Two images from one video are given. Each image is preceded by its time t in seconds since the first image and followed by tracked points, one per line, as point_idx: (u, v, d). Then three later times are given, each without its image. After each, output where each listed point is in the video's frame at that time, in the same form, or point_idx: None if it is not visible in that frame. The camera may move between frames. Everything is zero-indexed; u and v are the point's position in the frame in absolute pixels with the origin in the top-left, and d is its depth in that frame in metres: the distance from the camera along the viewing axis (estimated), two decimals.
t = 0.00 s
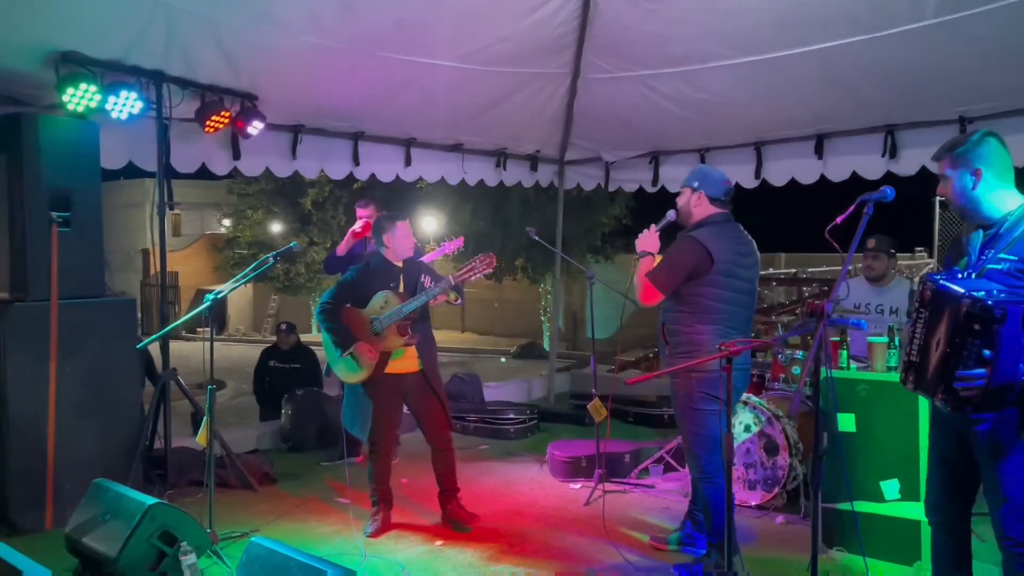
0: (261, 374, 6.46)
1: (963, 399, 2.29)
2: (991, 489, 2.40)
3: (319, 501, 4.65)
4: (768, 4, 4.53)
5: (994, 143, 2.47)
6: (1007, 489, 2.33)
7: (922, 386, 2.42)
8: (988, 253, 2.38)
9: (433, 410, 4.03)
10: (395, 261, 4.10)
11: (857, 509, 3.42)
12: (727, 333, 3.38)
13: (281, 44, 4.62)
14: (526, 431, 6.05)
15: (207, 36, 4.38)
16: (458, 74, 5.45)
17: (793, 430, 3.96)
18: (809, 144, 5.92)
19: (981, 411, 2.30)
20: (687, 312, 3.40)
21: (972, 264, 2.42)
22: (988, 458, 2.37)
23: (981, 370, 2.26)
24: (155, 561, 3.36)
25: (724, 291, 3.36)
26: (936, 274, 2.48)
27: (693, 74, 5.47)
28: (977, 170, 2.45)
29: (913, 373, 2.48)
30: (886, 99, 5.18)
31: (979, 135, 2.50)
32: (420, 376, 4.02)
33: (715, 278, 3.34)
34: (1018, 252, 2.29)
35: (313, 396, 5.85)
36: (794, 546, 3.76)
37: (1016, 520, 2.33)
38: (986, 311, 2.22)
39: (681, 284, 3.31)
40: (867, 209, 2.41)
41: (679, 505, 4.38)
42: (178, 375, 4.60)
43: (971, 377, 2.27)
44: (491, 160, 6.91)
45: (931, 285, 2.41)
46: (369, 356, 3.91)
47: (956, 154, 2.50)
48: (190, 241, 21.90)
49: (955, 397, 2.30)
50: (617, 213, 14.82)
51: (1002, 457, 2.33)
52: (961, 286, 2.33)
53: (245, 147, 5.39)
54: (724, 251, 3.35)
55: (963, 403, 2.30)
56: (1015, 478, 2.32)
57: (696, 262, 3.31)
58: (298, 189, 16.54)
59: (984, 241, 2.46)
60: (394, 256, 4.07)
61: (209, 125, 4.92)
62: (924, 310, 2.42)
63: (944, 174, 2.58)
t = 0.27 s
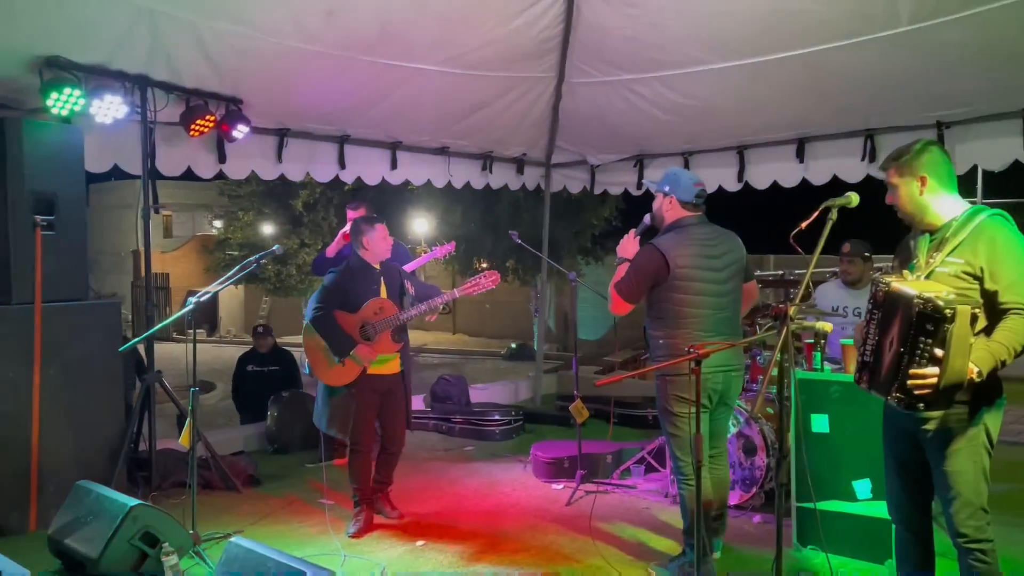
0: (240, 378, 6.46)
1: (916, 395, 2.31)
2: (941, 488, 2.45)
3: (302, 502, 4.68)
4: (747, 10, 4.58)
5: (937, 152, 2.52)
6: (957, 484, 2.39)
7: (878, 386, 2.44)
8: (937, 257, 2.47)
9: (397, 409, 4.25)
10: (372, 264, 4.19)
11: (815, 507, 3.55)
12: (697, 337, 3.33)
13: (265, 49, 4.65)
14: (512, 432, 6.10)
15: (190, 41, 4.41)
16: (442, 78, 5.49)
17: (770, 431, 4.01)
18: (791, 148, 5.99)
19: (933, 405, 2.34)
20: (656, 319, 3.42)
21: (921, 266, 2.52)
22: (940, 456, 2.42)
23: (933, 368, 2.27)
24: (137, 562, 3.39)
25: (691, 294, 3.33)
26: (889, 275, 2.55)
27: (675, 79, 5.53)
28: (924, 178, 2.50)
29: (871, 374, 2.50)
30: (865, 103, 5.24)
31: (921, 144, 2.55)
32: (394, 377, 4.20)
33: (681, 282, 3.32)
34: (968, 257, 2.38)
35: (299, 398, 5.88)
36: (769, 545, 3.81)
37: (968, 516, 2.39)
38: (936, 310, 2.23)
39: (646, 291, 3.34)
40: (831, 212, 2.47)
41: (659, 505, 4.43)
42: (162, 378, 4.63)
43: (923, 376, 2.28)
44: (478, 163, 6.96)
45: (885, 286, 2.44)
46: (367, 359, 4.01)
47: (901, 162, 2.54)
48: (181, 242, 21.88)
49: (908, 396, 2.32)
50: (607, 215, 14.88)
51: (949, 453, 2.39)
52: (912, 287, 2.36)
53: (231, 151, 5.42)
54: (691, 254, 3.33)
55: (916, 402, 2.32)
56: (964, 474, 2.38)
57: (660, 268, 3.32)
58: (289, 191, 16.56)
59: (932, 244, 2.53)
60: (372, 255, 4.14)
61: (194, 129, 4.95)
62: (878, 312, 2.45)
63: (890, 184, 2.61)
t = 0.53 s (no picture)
0: (214, 387, 6.43)
1: (884, 399, 2.35)
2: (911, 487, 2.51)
3: (287, 505, 4.69)
4: (729, 17, 4.63)
5: (901, 160, 2.56)
6: (927, 484, 2.43)
7: (843, 389, 2.48)
8: (901, 262, 2.51)
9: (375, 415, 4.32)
10: (367, 268, 4.20)
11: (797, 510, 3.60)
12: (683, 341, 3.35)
13: (249, 53, 4.67)
14: (496, 435, 6.12)
15: (175, 45, 4.41)
16: (426, 83, 5.52)
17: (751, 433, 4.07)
18: (773, 153, 6.05)
19: (899, 409, 2.39)
20: (645, 323, 3.45)
21: (887, 274, 2.55)
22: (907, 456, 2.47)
23: (900, 372, 2.31)
24: (119, 566, 3.39)
25: (678, 299, 3.35)
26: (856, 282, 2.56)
27: (659, 84, 5.58)
28: (889, 186, 2.54)
29: (836, 377, 2.54)
30: (845, 110, 5.31)
31: (884, 153, 2.59)
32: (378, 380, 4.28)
33: (668, 286, 3.35)
34: (931, 260, 2.42)
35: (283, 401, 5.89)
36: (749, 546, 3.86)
37: (939, 515, 2.43)
38: (902, 316, 2.27)
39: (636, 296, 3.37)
40: (806, 219, 2.50)
41: (642, 507, 4.47)
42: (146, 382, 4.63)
43: (890, 380, 2.32)
44: (463, 167, 6.98)
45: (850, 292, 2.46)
46: (370, 360, 4.11)
47: (867, 171, 2.58)
48: (166, 245, 21.81)
49: (876, 400, 2.36)
50: (593, 218, 14.93)
51: (916, 455, 2.45)
52: (878, 294, 2.39)
53: (215, 155, 5.43)
54: (678, 259, 3.36)
55: (883, 405, 2.36)
56: (932, 475, 2.42)
57: (648, 273, 3.35)
58: (274, 193, 16.53)
59: (898, 251, 2.57)
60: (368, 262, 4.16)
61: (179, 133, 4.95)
62: (843, 318, 2.48)
63: (856, 192, 2.65)
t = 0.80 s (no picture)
0: (189, 394, 6.40)
1: (870, 404, 2.33)
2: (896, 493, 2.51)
3: (273, 512, 4.66)
4: (715, 24, 4.67)
5: (885, 169, 2.58)
6: (914, 488, 2.44)
7: (831, 396, 2.47)
8: (884, 268, 2.53)
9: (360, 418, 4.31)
10: (356, 273, 4.18)
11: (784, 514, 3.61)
12: (685, 343, 3.35)
13: (235, 56, 4.64)
14: (483, 440, 6.12)
15: (160, 48, 4.38)
16: (412, 87, 5.51)
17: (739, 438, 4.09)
18: (758, 159, 6.10)
19: (884, 414, 2.36)
20: (647, 323, 3.43)
21: (870, 280, 2.56)
22: (893, 460, 2.49)
23: (885, 377, 2.31)
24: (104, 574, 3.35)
25: (682, 302, 3.34)
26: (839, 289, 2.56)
27: (645, 90, 5.61)
28: (872, 195, 2.56)
29: (823, 385, 2.52)
30: (828, 117, 5.36)
31: (869, 161, 2.61)
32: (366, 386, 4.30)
33: (674, 288, 3.34)
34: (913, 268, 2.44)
35: (269, 407, 5.85)
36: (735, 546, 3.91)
37: (924, 519, 2.44)
38: (885, 321, 2.27)
39: (642, 297, 3.34)
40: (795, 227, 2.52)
41: (630, 512, 4.49)
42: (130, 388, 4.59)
43: (875, 385, 2.31)
44: (449, 172, 6.98)
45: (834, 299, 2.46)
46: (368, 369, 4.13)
47: (851, 179, 2.60)
48: (146, 248, 21.63)
49: (862, 406, 2.34)
50: (576, 222, 14.97)
51: (901, 458, 2.46)
52: (863, 299, 2.39)
53: (200, 159, 5.39)
54: (685, 262, 3.35)
55: (870, 411, 2.34)
56: (918, 479, 2.43)
57: (656, 273, 3.32)
58: (256, 197, 16.44)
59: (880, 257, 2.58)
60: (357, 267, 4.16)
61: (163, 137, 4.92)
62: (829, 323, 2.49)
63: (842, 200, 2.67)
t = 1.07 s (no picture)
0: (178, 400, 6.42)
1: (877, 404, 2.35)
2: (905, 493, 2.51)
3: (274, 514, 4.65)
4: (717, 26, 4.68)
5: (892, 170, 2.60)
6: (922, 488, 2.44)
7: (839, 394, 2.47)
8: (892, 269, 2.53)
9: (370, 421, 4.28)
10: (355, 276, 4.14)
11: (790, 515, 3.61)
12: (701, 343, 3.35)
13: (237, 58, 4.64)
14: (483, 442, 6.12)
15: (162, 48, 4.37)
16: (413, 89, 5.51)
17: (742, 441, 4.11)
18: (757, 162, 6.12)
19: (892, 414, 2.37)
20: (663, 323, 3.42)
21: (878, 280, 2.57)
22: (900, 461, 2.49)
23: (893, 377, 2.31)
24: None
25: (701, 302, 3.34)
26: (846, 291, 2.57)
27: (645, 93, 5.62)
28: (880, 196, 2.56)
29: (830, 382, 2.54)
30: (829, 119, 5.38)
31: (876, 163, 2.62)
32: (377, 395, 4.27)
33: (694, 288, 3.34)
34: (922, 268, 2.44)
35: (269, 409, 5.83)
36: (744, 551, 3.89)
37: (932, 519, 2.44)
38: (895, 321, 2.28)
39: (664, 298, 3.33)
40: (803, 228, 2.52)
41: (632, 514, 4.49)
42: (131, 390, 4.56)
43: (883, 386, 2.32)
44: (448, 174, 6.98)
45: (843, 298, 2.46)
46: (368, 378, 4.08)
47: (859, 181, 2.60)
48: (140, 251, 21.56)
49: (870, 405, 2.36)
50: (573, 225, 14.98)
51: (908, 458, 2.46)
52: (874, 299, 2.39)
53: (201, 160, 5.38)
54: (704, 262, 3.35)
55: (877, 411, 2.36)
56: (924, 479, 2.43)
57: (677, 273, 3.32)
58: (252, 200, 16.40)
59: (888, 258, 2.59)
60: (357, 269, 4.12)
61: (164, 138, 4.90)
62: (838, 322, 2.49)
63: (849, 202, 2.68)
